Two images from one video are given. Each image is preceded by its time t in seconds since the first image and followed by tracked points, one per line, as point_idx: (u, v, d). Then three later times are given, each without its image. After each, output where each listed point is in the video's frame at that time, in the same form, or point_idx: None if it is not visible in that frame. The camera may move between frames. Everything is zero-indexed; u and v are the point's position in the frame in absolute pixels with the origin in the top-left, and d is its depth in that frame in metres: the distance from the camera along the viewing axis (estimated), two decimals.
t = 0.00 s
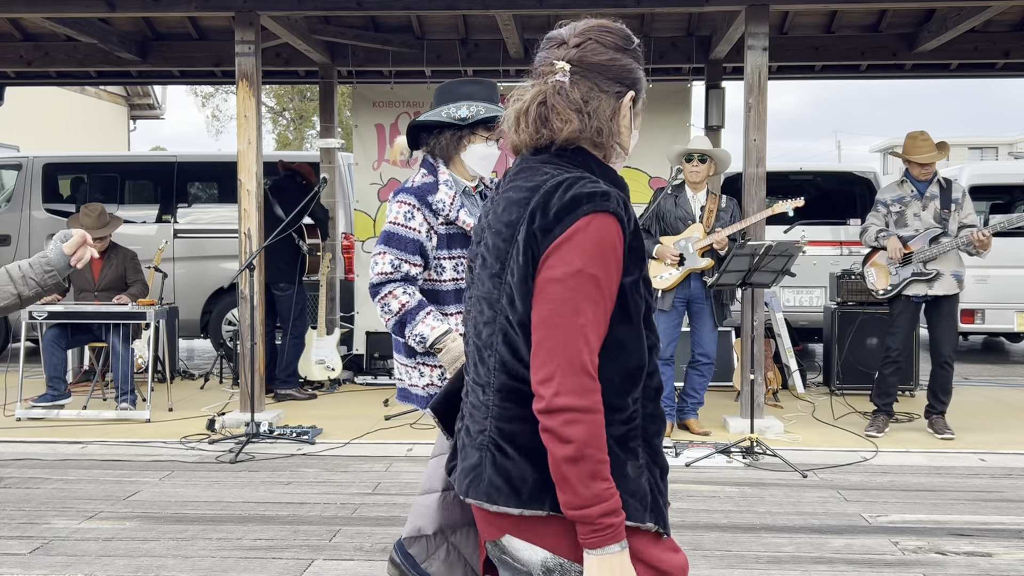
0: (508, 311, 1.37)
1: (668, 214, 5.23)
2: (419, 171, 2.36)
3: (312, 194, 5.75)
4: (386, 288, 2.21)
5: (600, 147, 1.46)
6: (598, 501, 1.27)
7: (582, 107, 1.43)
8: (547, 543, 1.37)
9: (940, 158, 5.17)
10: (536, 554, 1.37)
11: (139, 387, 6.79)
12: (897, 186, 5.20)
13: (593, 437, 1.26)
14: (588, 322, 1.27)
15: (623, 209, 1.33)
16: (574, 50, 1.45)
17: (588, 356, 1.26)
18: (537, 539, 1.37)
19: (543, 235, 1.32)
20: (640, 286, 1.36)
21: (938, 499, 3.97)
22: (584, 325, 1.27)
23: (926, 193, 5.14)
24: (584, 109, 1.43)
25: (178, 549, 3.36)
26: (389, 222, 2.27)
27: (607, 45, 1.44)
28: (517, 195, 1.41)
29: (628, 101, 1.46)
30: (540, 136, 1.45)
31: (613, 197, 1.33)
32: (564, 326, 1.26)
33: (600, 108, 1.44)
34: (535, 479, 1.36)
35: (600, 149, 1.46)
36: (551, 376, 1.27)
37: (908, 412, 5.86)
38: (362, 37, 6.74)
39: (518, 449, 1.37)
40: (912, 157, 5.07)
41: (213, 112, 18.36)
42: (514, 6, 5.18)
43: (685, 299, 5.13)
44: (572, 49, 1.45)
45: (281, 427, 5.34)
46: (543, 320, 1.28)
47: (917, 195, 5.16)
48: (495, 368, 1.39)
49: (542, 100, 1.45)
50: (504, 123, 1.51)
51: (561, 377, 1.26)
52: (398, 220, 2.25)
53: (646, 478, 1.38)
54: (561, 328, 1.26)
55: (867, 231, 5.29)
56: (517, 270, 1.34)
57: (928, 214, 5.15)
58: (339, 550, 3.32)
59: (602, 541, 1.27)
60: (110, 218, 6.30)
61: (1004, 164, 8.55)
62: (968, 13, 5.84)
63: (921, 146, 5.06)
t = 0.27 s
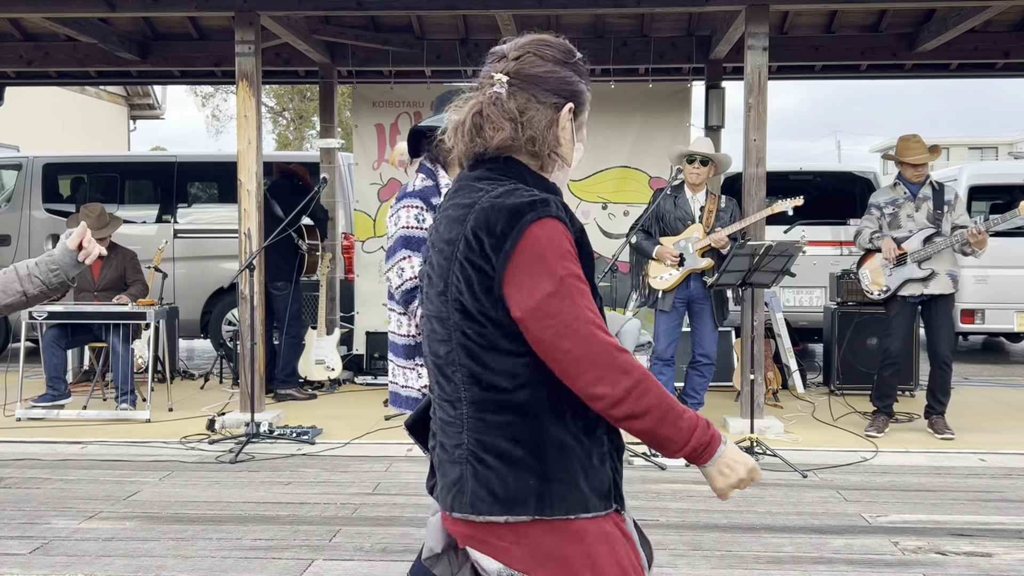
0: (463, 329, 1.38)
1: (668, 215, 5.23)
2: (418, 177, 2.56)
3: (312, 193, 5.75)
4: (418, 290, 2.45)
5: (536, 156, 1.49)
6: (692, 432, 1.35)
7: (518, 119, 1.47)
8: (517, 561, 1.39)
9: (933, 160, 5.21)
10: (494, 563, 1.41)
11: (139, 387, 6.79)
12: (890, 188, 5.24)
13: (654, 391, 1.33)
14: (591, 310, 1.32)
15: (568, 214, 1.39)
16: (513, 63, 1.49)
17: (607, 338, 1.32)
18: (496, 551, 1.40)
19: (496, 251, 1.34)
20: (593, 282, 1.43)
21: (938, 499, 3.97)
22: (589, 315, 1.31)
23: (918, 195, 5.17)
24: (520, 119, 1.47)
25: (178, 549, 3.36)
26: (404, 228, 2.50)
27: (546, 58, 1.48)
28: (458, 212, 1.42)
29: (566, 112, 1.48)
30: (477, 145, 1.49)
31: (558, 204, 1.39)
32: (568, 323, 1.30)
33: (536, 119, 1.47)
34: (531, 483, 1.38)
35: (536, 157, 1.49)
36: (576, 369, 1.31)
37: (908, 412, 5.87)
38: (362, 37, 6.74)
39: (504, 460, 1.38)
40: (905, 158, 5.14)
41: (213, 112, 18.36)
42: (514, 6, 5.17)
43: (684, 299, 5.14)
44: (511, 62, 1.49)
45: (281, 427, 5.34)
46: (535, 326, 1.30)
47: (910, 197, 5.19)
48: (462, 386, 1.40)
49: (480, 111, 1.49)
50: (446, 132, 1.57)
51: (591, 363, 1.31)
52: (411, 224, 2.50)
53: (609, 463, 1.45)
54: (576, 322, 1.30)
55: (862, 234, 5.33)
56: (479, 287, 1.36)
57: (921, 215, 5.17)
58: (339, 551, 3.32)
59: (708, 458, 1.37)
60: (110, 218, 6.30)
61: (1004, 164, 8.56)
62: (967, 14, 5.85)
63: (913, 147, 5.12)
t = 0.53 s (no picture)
0: (387, 321, 1.30)
1: (668, 214, 5.23)
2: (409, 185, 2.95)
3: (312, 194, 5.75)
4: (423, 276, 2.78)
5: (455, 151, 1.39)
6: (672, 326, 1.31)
7: (436, 114, 1.38)
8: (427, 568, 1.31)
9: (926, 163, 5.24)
10: (405, 570, 1.34)
11: (139, 387, 6.79)
12: (886, 192, 5.25)
13: (620, 309, 1.29)
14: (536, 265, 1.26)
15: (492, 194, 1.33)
16: (432, 55, 1.40)
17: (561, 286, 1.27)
18: (407, 559, 1.33)
19: (420, 236, 1.26)
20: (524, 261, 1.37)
21: (938, 499, 3.97)
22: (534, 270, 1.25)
23: (914, 197, 5.18)
24: (437, 112, 1.38)
25: (178, 549, 3.36)
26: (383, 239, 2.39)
27: (467, 47, 1.39)
28: (381, 202, 1.35)
29: (490, 104, 1.38)
30: (395, 141, 1.41)
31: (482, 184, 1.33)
32: (510, 284, 1.23)
33: (455, 111, 1.38)
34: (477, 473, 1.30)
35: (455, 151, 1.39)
36: (532, 323, 1.24)
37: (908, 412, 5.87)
38: (362, 37, 6.74)
39: (442, 454, 1.30)
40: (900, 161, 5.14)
41: (213, 112, 18.37)
42: (514, 6, 5.17)
43: (684, 298, 5.14)
44: (432, 54, 1.40)
45: (281, 427, 5.34)
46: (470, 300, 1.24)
47: (905, 199, 5.20)
48: (389, 384, 1.31)
49: (398, 107, 1.41)
50: (368, 127, 1.48)
51: (549, 310, 1.24)
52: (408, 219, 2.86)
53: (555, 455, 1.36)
54: (520, 273, 1.24)
55: (858, 238, 5.33)
56: (403, 275, 1.28)
57: (917, 216, 5.18)
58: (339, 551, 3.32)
59: (696, 335, 1.33)
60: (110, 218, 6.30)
61: (1004, 164, 8.56)
62: (967, 14, 5.86)
63: (907, 151, 5.14)
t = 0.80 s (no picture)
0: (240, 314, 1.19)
1: (667, 214, 5.24)
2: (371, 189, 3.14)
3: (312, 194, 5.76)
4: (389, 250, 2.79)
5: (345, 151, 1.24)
6: (510, 391, 1.13)
7: (327, 112, 1.23)
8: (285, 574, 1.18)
9: (924, 167, 5.23)
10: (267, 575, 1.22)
11: (139, 387, 6.80)
12: (885, 196, 5.27)
13: (444, 356, 1.09)
14: (370, 282, 1.10)
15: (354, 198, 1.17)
16: (330, 47, 1.26)
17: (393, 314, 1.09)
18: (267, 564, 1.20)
19: (263, 230, 1.13)
20: (391, 275, 1.20)
21: (938, 499, 3.97)
22: (363, 291, 1.08)
23: (913, 201, 5.20)
24: (327, 108, 1.23)
25: (177, 549, 3.36)
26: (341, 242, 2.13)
27: (368, 41, 1.25)
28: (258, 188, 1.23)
29: (388, 102, 1.24)
30: (284, 141, 1.27)
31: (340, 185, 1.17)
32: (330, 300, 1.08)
33: (347, 108, 1.23)
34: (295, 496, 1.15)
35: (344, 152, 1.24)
36: (344, 349, 1.08)
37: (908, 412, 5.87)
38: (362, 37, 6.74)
39: (264, 465, 1.17)
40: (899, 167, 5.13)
41: (213, 112, 18.39)
42: (514, 6, 5.17)
43: (684, 298, 5.14)
44: (333, 46, 1.26)
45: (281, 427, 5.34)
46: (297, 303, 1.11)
47: (905, 203, 5.22)
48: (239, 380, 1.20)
49: (289, 102, 1.26)
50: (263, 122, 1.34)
51: (363, 335, 1.07)
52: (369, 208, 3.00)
53: (396, 489, 1.19)
54: (349, 289, 1.08)
55: (858, 241, 5.35)
56: (251, 271, 1.16)
57: (917, 218, 5.18)
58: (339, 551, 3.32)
59: (545, 412, 1.15)
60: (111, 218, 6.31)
61: (1004, 164, 8.56)
62: (966, 14, 5.86)
63: (904, 156, 5.12)
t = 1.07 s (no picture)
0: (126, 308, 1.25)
1: (667, 215, 5.24)
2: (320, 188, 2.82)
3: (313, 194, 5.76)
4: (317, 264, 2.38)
5: (242, 154, 1.27)
6: (202, 439, 1.05)
7: (221, 117, 1.26)
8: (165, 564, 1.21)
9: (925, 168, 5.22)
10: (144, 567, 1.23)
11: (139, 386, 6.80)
12: (886, 196, 5.28)
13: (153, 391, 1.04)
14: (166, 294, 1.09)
15: (201, 204, 1.17)
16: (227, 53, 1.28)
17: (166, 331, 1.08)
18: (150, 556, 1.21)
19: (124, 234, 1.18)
20: (240, 284, 1.19)
21: (938, 499, 3.97)
22: (151, 303, 1.08)
23: (914, 201, 5.21)
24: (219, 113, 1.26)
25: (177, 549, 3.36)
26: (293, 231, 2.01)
27: (256, 41, 1.26)
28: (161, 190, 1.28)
29: (279, 102, 1.26)
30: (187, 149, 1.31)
31: (188, 190, 1.18)
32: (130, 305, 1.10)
33: (239, 111, 1.25)
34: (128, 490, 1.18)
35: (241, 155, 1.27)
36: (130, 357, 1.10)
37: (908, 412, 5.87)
38: (362, 37, 6.74)
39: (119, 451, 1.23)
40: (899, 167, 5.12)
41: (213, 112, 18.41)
42: (514, 6, 5.17)
43: (685, 298, 5.14)
44: (230, 50, 1.28)
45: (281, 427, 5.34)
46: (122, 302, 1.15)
47: (905, 203, 5.23)
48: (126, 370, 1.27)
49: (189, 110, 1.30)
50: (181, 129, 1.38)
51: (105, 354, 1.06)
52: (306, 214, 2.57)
53: (222, 502, 1.18)
54: (139, 304, 1.08)
55: (858, 241, 5.36)
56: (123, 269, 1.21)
57: (917, 219, 5.19)
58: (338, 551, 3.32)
59: (247, 470, 1.07)
60: (111, 218, 6.31)
61: (1004, 164, 8.56)
62: (966, 14, 5.86)
63: (905, 156, 5.11)
